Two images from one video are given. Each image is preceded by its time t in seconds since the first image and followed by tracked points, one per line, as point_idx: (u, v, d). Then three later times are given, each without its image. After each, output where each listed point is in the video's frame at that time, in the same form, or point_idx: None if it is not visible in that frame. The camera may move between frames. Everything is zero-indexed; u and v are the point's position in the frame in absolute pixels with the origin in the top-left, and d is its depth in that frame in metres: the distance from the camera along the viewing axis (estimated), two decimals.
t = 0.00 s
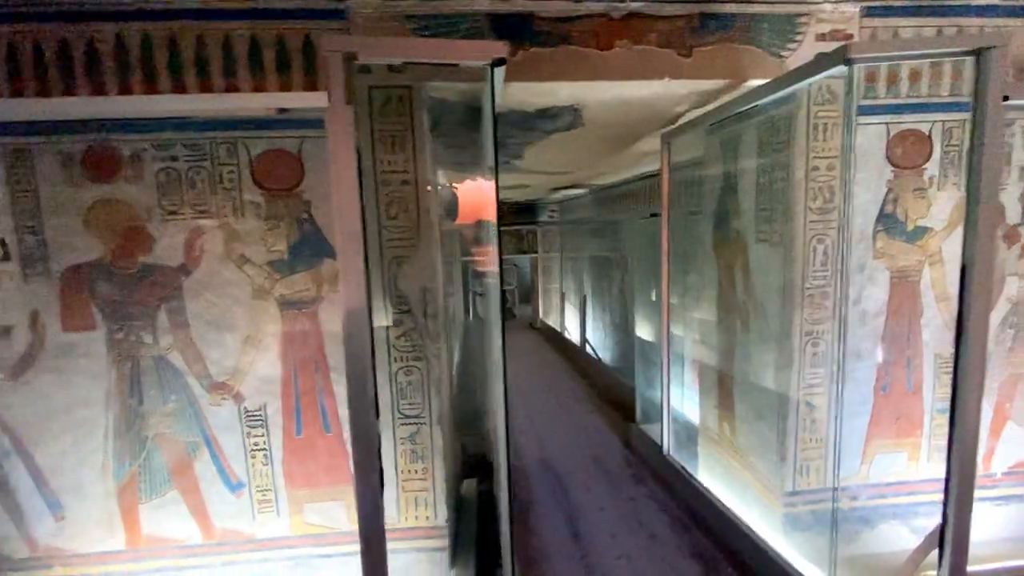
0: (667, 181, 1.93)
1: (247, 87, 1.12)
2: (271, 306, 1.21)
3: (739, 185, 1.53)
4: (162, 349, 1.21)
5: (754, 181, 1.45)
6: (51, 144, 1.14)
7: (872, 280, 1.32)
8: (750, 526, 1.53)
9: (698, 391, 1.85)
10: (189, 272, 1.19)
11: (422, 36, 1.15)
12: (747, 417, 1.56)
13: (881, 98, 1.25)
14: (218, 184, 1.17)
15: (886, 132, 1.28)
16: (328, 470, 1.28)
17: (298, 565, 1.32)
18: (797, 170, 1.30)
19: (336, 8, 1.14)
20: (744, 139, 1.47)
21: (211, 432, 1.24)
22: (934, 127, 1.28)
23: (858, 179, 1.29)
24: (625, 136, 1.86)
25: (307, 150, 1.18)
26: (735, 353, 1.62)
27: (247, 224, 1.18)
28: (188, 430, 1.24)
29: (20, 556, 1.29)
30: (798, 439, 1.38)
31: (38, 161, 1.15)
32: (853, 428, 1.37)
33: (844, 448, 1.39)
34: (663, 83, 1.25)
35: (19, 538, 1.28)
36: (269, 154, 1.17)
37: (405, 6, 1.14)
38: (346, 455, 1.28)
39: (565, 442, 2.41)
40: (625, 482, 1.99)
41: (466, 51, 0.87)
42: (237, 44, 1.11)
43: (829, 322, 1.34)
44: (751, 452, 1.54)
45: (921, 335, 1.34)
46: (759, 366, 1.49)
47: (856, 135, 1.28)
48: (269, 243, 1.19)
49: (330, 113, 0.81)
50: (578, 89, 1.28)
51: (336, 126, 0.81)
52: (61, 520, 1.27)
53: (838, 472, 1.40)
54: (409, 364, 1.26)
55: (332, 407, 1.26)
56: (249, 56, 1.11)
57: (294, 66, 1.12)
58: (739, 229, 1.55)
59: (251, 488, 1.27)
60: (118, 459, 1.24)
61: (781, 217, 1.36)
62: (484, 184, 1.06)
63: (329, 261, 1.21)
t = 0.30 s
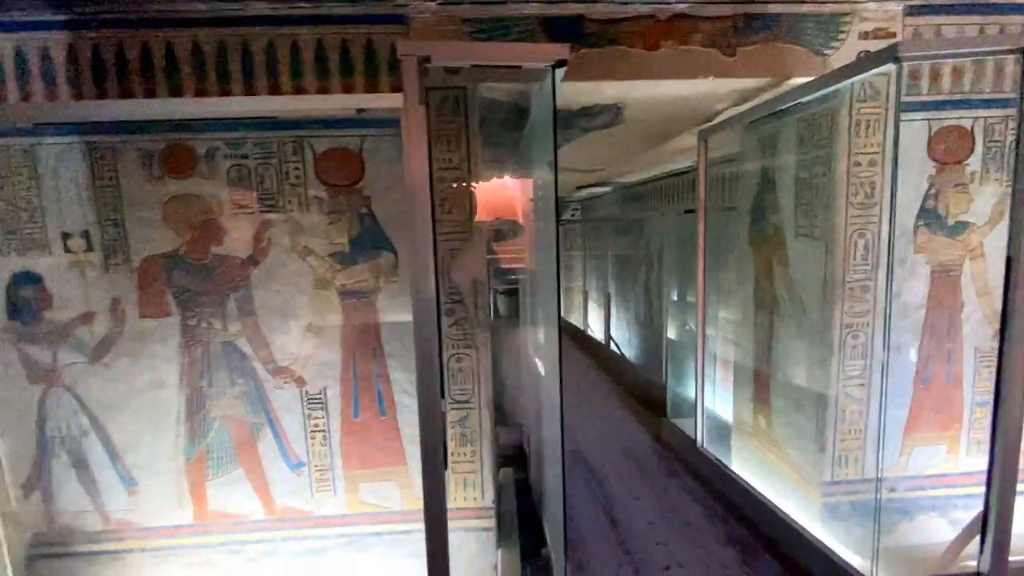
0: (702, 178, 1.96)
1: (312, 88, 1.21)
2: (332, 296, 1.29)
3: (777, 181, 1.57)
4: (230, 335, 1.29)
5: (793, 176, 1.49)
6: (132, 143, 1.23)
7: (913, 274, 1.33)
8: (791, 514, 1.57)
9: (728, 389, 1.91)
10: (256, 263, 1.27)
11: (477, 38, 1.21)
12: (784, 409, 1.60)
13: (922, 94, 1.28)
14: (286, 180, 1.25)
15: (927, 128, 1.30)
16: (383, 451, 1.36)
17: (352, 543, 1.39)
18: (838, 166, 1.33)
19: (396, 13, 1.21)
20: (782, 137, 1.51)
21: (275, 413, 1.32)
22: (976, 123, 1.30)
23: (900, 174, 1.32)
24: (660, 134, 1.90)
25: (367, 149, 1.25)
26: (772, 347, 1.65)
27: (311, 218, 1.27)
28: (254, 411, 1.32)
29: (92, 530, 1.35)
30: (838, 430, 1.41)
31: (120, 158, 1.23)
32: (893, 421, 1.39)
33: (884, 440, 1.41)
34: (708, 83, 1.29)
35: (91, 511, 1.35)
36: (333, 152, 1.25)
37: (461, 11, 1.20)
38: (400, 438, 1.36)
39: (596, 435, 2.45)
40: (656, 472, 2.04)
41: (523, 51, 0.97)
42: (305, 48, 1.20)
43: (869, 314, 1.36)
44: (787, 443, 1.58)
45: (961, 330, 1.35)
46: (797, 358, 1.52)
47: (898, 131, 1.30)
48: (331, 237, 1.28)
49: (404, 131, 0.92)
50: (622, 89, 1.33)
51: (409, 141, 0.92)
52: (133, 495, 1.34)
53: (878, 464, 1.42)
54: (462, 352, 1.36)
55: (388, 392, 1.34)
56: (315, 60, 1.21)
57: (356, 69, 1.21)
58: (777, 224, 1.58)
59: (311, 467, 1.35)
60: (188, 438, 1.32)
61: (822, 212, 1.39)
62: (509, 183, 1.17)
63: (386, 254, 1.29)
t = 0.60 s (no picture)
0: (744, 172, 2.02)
1: (378, 92, 1.28)
2: (393, 287, 1.39)
3: (820, 179, 1.60)
4: (298, 322, 1.39)
5: (837, 174, 1.53)
6: (214, 143, 1.33)
7: (957, 271, 1.35)
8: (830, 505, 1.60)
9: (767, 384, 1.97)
10: (324, 255, 1.37)
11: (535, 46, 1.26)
12: (824, 402, 1.64)
13: (969, 94, 1.30)
14: (352, 177, 1.35)
15: (972, 128, 1.32)
16: (436, 433, 1.45)
17: (406, 521, 1.48)
18: (883, 165, 1.36)
19: (457, 19, 1.28)
20: (824, 135, 1.56)
21: (338, 396, 1.42)
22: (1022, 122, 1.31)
23: (945, 173, 1.34)
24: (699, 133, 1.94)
25: (428, 148, 1.34)
26: (813, 342, 1.69)
27: (375, 213, 1.36)
28: (319, 393, 1.42)
29: (169, 501, 1.46)
30: (879, 423, 1.45)
31: (202, 157, 1.33)
32: (936, 415, 1.41)
33: (926, 434, 1.43)
34: (753, 82, 1.36)
35: (168, 484, 1.45)
36: (397, 152, 1.34)
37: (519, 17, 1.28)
38: (452, 421, 1.45)
39: (628, 428, 2.51)
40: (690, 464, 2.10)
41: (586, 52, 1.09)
42: (371, 54, 1.28)
43: (912, 310, 1.39)
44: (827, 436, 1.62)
45: (1005, 326, 1.37)
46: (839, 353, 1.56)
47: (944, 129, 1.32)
48: (393, 231, 1.37)
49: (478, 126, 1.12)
50: (669, 90, 1.39)
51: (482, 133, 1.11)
52: (207, 470, 1.45)
53: (920, 458, 1.44)
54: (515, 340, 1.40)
55: (443, 377, 1.43)
56: (381, 66, 1.28)
57: (419, 75, 1.28)
58: (818, 222, 1.63)
59: (370, 447, 1.45)
60: (258, 417, 1.43)
61: (866, 208, 1.43)
62: (535, 183, 1.32)
63: (443, 247, 1.38)
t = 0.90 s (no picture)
0: (786, 174, 2.02)
1: (434, 98, 1.36)
2: (445, 285, 1.45)
3: (867, 182, 1.60)
4: (355, 318, 1.47)
5: (884, 177, 1.53)
6: (279, 148, 1.40)
7: (1010, 276, 1.34)
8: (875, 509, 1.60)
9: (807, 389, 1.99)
10: (381, 256, 1.44)
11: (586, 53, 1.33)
12: (870, 405, 1.63)
13: None
14: (409, 182, 1.41)
15: None
16: (484, 428, 1.50)
17: (453, 511, 1.54)
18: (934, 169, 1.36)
19: (511, 29, 1.34)
20: (872, 139, 1.56)
21: (391, 390, 1.49)
22: None
23: (1000, 177, 1.32)
24: (741, 136, 1.95)
25: (481, 153, 1.39)
26: (858, 345, 1.68)
27: (430, 215, 1.43)
28: (373, 386, 1.49)
29: (230, 486, 1.54)
30: (925, 429, 1.45)
31: (269, 161, 1.41)
32: (986, 422, 1.40)
33: (976, 441, 1.42)
34: (802, 87, 1.36)
35: (230, 469, 1.54)
36: (451, 157, 1.40)
37: (571, 27, 1.32)
38: (500, 416, 1.50)
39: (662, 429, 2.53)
40: (726, 465, 2.11)
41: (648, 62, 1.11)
42: (429, 63, 1.35)
43: (962, 315, 1.39)
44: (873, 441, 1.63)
45: None
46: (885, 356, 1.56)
47: (999, 134, 1.31)
48: (446, 232, 1.43)
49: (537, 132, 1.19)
50: (717, 95, 1.41)
51: (541, 136, 1.19)
52: (266, 457, 1.53)
53: (970, 465, 1.44)
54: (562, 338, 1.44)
55: (491, 374, 1.48)
56: (438, 73, 1.35)
57: (473, 81, 1.35)
58: (865, 225, 1.63)
59: (421, 439, 1.51)
60: (315, 409, 1.51)
61: (916, 212, 1.43)
62: (563, 183, 1.32)
63: (494, 248, 1.43)
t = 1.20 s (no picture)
0: (838, 177, 1.98)
1: (490, 104, 1.39)
2: (497, 287, 1.48)
3: (924, 188, 1.57)
4: (408, 318, 1.50)
5: (944, 183, 1.50)
6: (339, 153, 1.45)
7: None
8: (930, 522, 1.58)
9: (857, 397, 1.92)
10: (434, 258, 1.48)
11: (641, 60, 1.35)
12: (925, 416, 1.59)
13: None
14: (463, 186, 1.44)
15: None
16: (532, 428, 1.52)
17: (500, 510, 1.56)
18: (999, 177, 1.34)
19: (567, 35, 1.36)
20: (931, 144, 1.53)
21: (442, 389, 1.52)
22: None
23: None
24: (790, 140, 1.93)
25: (534, 158, 1.41)
26: (912, 354, 1.65)
27: (482, 218, 1.45)
28: (424, 384, 1.52)
29: (285, 479, 1.60)
30: (986, 442, 1.43)
31: (329, 166, 1.46)
32: None
33: None
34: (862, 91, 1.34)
35: (286, 463, 1.59)
36: (505, 161, 1.42)
37: (627, 33, 1.34)
38: (548, 418, 1.51)
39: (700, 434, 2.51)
40: (769, 472, 2.09)
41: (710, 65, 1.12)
42: (486, 69, 1.38)
43: None
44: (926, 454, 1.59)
45: None
46: (943, 366, 1.52)
47: None
48: (498, 235, 1.45)
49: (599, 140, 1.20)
50: (772, 99, 1.41)
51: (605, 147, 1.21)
52: (320, 451, 1.58)
53: None
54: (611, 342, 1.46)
55: (540, 375, 1.50)
56: (494, 80, 1.38)
57: (529, 87, 1.38)
58: (921, 232, 1.60)
59: (469, 438, 1.54)
60: (368, 405, 1.55)
61: (980, 219, 1.40)
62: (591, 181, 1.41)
63: (545, 251, 1.45)
